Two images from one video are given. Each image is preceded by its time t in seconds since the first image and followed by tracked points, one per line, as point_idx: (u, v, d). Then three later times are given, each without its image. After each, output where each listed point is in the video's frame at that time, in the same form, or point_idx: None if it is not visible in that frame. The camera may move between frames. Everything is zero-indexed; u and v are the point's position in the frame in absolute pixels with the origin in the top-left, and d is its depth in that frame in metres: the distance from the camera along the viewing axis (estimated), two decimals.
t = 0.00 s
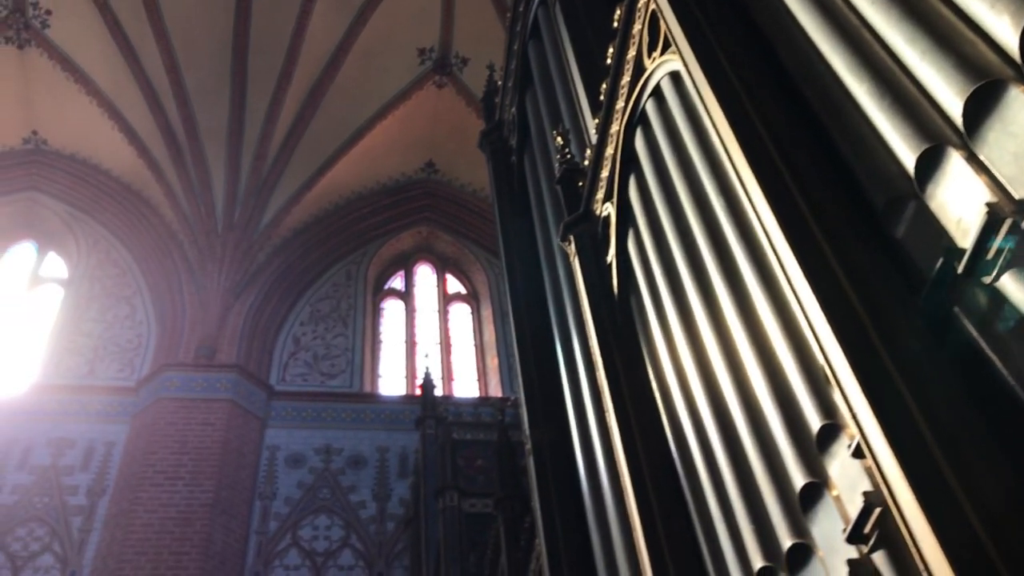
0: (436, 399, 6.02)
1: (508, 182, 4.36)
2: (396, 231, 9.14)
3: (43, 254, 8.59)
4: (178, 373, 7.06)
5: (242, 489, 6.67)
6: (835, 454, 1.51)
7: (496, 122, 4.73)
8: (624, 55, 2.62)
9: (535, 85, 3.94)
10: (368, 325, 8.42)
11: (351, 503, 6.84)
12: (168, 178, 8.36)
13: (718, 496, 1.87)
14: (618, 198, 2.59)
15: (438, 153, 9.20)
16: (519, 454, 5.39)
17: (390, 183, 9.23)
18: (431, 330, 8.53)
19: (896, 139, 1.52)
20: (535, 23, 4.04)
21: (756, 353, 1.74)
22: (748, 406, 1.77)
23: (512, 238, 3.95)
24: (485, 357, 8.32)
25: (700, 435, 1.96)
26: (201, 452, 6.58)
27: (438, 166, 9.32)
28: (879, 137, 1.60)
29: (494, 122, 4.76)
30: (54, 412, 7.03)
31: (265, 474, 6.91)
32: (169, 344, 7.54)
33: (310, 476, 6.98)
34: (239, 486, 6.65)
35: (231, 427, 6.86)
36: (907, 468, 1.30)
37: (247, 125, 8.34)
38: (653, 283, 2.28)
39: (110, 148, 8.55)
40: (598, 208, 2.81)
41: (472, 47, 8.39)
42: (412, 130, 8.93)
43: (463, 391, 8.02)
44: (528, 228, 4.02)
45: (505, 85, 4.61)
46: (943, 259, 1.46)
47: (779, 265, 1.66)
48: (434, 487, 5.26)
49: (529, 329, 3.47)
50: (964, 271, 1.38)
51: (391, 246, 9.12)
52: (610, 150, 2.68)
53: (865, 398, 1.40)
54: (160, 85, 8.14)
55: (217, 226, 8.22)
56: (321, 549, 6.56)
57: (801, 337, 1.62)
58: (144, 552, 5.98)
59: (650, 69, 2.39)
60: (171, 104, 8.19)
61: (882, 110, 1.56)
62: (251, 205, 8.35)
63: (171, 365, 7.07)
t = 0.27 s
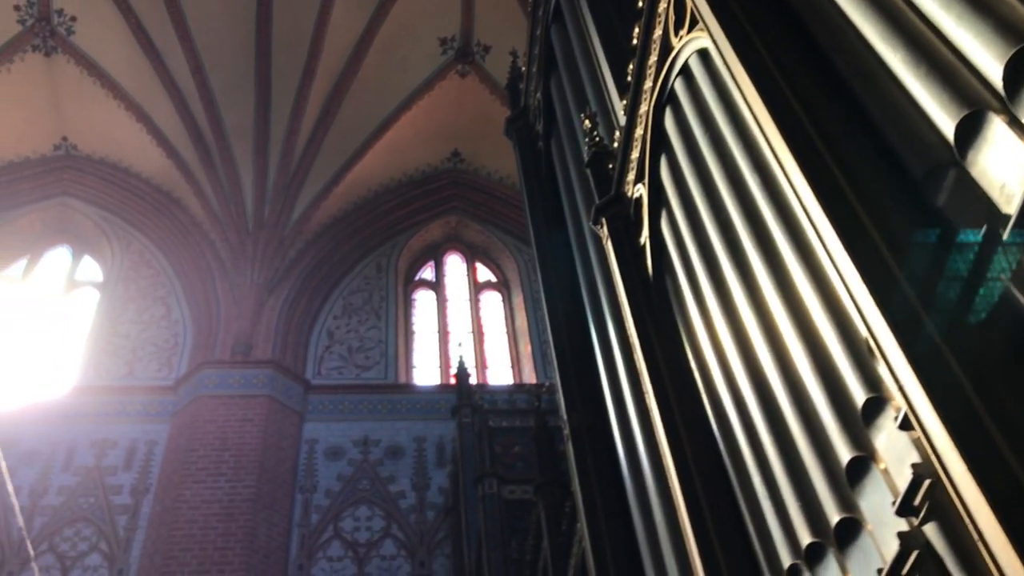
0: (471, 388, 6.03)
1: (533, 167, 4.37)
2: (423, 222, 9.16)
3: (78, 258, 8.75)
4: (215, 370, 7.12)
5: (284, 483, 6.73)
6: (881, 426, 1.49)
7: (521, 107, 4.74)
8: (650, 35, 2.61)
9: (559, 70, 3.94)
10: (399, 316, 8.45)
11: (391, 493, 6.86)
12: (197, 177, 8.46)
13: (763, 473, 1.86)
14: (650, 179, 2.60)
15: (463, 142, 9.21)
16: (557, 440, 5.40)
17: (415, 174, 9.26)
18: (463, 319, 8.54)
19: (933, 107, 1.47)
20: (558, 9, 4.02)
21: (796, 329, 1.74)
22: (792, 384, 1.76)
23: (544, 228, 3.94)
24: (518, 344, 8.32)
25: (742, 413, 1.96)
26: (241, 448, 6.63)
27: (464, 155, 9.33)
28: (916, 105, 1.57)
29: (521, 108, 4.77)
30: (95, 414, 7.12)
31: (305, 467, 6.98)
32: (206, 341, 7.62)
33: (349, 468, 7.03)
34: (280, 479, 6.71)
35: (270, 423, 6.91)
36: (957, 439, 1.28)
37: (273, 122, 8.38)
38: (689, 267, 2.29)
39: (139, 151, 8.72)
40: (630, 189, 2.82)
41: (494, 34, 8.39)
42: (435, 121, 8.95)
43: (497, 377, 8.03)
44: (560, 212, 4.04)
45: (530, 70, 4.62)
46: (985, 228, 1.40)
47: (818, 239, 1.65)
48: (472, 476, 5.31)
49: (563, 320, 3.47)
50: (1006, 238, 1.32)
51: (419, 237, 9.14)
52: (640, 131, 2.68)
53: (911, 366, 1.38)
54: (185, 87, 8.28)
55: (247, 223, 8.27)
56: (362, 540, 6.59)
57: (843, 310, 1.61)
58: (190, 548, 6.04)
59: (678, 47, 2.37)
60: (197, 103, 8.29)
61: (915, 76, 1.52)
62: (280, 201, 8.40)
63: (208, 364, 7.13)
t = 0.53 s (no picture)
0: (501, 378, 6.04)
1: (557, 154, 4.38)
2: (447, 214, 9.19)
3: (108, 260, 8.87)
4: (246, 367, 7.18)
5: (318, 477, 6.77)
6: (920, 402, 1.47)
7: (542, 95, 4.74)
8: (673, 16, 2.59)
9: (580, 57, 3.92)
10: (427, 307, 8.47)
11: (425, 485, 6.89)
12: (222, 176, 8.54)
13: (800, 454, 1.86)
14: (677, 162, 2.59)
15: (484, 132, 9.23)
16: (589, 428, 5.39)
17: (438, 166, 9.28)
18: (490, 309, 8.56)
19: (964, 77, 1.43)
20: None
21: (830, 308, 1.73)
22: (828, 364, 1.74)
23: (570, 215, 3.94)
24: (546, 333, 8.32)
25: (778, 394, 1.95)
26: (275, 443, 6.68)
27: (486, 146, 9.34)
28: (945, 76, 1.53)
29: (542, 96, 4.77)
30: (130, 413, 7.21)
31: (338, 460, 7.02)
32: (237, 338, 7.69)
33: (382, 460, 7.06)
34: (314, 473, 6.75)
35: (302, 417, 6.96)
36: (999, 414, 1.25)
37: (296, 120, 8.42)
38: (719, 250, 2.28)
39: (165, 151, 8.82)
40: (656, 172, 2.82)
41: (513, 23, 8.41)
42: (456, 112, 8.97)
43: (525, 366, 8.04)
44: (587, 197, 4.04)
45: (550, 56, 4.63)
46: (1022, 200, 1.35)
47: (850, 215, 1.63)
48: (504, 464, 5.33)
49: (592, 307, 3.47)
50: None
51: (444, 229, 9.16)
52: (664, 114, 2.67)
53: (947, 337, 1.35)
54: (208, 86, 8.35)
55: (273, 221, 8.31)
56: (397, 531, 6.62)
57: (877, 287, 1.59)
58: (227, 544, 6.09)
59: (701, 28, 2.35)
60: (220, 102, 8.36)
61: (942, 42, 1.49)
62: (305, 197, 8.43)
63: (240, 360, 7.19)
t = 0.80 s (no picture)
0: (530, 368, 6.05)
1: (579, 142, 4.36)
2: (470, 206, 9.22)
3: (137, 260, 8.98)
4: (277, 363, 7.24)
5: (351, 470, 6.82)
6: (956, 378, 1.45)
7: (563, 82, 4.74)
8: None
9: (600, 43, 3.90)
10: (454, 299, 8.49)
11: (457, 475, 6.92)
12: (247, 173, 8.61)
13: (835, 435, 1.85)
14: (703, 145, 2.58)
15: (506, 122, 9.23)
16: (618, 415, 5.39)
17: (460, 158, 9.30)
18: (516, 298, 8.57)
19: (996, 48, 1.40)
20: None
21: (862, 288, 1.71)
22: (862, 344, 1.73)
23: (595, 202, 3.94)
24: (573, 321, 8.32)
25: (810, 376, 1.95)
26: (308, 437, 6.74)
27: (508, 135, 9.35)
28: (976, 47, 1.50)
29: (562, 83, 4.76)
30: (163, 412, 7.29)
31: (370, 453, 7.07)
32: (267, 333, 7.76)
33: (414, 452, 7.10)
34: (347, 466, 6.80)
35: (334, 411, 7.01)
36: None
37: (318, 116, 8.45)
38: (748, 232, 2.26)
39: (189, 151, 8.91)
40: (682, 156, 2.81)
41: (531, 12, 8.40)
42: (476, 103, 8.99)
43: (553, 355, 8.04)
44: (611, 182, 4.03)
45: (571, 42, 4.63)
46: None
47: (881, 193, 1.62)
48: (536, 453, 5.35)
49: (619, 291, 3.47)
50: None
51: (468, 220, 9.18)
52: (689, 97, 2.65)
53: (985, 314, 1.33)
54: (230, 85, 8.41)
55: (299, 217, 8.36)
56: (431, 522, 6.65)
57: (909, 263, 1.58)
58: (263, 538, 6.14)
59: (722, 9, 2.33)
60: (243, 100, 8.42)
61: (970, 11, 1.46)
62: (329, 193, 8.47)
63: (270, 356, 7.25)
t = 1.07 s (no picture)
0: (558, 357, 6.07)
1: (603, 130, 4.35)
2: (493, 196, 9.22)
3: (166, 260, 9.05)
4: (306, 358, 7.30)
5: (383, 463, 6.86)
6: (995, 357, 1.43)
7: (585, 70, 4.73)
8: None
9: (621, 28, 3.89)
10: (479, 290, 8.50)
11: (488, 466, 6.94)
12: (271, 170, 8.66)
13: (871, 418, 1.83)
14: (729, 129, 2.56)
15: (527, 112, 9.23)
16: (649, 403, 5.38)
17: (481, 149, 9.31)
18: (542, 288, 8.57)
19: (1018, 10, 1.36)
20: None
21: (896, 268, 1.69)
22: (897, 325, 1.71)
23: (621, 189, 3.93)
24: (600, 309, 8.31)
25: (845, 360, 1.93)
26: (339, 431, 6.78)
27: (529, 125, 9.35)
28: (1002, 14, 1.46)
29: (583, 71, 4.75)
30: (195, 409, 7.37)
31: (401, 446, 7.11)
32: (295, 329, 7.82)
33: (444, 443, 7.13)
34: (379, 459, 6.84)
35: (364, 404, 7.06)
36: None
37: (340, 111, 8.48)
38: (778, 215, 2.24)
39: (213, 151, 8.98)
40: (707, 140, 2.79)
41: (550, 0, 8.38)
42: (496, 93, 8.98)
43: (581, 343, 8.03)
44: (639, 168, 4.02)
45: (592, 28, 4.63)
46: None
47: (912, 171, 1.59)
48: (566, 442, 5.36)
49: (649, 279, 3.46)
50: None
51: (491, 211, 9.18)
52: (713, 80, 2.63)
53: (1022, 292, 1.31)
54: (251, 83, 8.46)
55: (324, 212, 8.39)
56: (463, 513, 6.68)
57: (943, 242, 1.56)
58: (298, 532, 6.19)
59: None
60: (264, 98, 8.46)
61: None
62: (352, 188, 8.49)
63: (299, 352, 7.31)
